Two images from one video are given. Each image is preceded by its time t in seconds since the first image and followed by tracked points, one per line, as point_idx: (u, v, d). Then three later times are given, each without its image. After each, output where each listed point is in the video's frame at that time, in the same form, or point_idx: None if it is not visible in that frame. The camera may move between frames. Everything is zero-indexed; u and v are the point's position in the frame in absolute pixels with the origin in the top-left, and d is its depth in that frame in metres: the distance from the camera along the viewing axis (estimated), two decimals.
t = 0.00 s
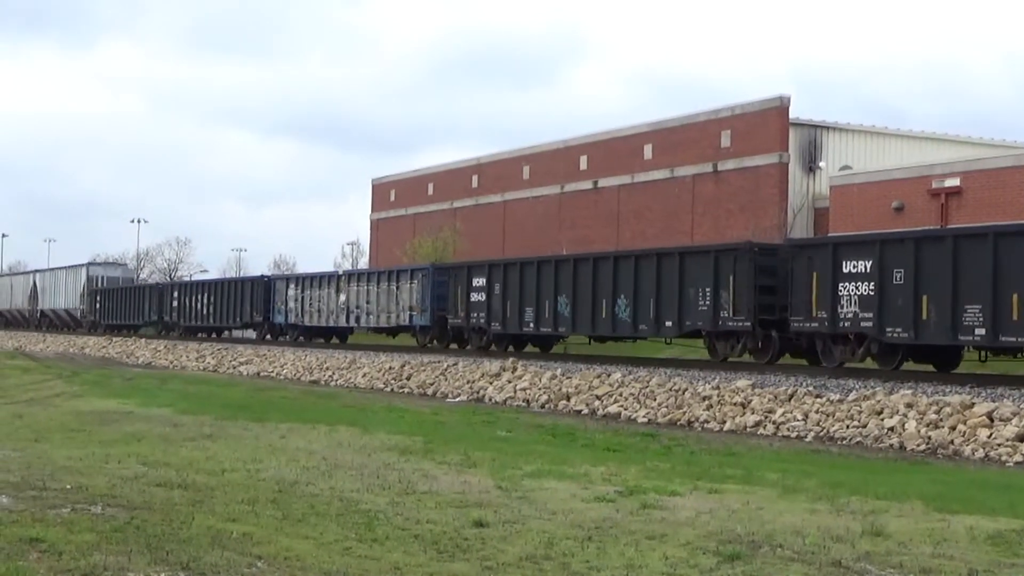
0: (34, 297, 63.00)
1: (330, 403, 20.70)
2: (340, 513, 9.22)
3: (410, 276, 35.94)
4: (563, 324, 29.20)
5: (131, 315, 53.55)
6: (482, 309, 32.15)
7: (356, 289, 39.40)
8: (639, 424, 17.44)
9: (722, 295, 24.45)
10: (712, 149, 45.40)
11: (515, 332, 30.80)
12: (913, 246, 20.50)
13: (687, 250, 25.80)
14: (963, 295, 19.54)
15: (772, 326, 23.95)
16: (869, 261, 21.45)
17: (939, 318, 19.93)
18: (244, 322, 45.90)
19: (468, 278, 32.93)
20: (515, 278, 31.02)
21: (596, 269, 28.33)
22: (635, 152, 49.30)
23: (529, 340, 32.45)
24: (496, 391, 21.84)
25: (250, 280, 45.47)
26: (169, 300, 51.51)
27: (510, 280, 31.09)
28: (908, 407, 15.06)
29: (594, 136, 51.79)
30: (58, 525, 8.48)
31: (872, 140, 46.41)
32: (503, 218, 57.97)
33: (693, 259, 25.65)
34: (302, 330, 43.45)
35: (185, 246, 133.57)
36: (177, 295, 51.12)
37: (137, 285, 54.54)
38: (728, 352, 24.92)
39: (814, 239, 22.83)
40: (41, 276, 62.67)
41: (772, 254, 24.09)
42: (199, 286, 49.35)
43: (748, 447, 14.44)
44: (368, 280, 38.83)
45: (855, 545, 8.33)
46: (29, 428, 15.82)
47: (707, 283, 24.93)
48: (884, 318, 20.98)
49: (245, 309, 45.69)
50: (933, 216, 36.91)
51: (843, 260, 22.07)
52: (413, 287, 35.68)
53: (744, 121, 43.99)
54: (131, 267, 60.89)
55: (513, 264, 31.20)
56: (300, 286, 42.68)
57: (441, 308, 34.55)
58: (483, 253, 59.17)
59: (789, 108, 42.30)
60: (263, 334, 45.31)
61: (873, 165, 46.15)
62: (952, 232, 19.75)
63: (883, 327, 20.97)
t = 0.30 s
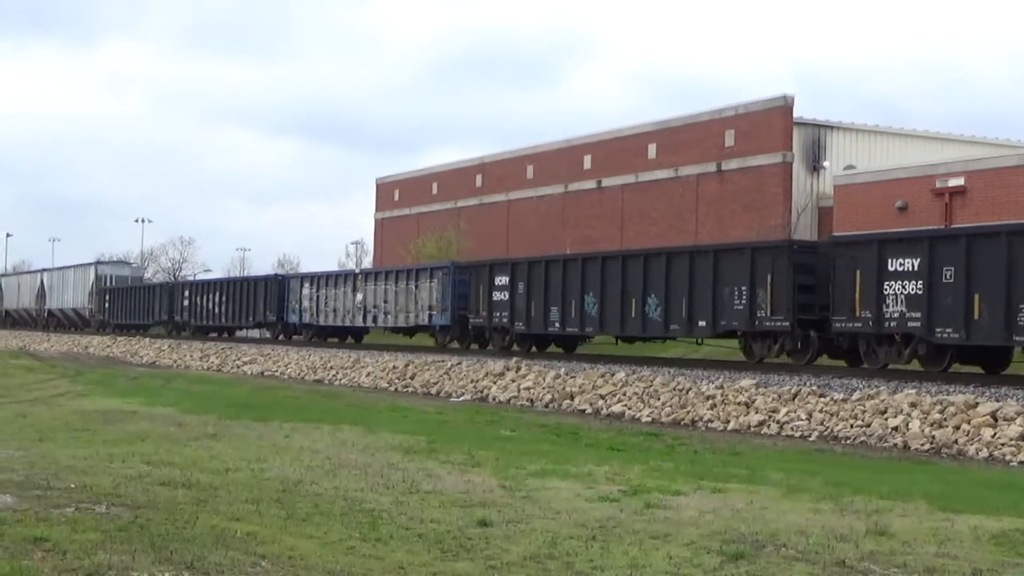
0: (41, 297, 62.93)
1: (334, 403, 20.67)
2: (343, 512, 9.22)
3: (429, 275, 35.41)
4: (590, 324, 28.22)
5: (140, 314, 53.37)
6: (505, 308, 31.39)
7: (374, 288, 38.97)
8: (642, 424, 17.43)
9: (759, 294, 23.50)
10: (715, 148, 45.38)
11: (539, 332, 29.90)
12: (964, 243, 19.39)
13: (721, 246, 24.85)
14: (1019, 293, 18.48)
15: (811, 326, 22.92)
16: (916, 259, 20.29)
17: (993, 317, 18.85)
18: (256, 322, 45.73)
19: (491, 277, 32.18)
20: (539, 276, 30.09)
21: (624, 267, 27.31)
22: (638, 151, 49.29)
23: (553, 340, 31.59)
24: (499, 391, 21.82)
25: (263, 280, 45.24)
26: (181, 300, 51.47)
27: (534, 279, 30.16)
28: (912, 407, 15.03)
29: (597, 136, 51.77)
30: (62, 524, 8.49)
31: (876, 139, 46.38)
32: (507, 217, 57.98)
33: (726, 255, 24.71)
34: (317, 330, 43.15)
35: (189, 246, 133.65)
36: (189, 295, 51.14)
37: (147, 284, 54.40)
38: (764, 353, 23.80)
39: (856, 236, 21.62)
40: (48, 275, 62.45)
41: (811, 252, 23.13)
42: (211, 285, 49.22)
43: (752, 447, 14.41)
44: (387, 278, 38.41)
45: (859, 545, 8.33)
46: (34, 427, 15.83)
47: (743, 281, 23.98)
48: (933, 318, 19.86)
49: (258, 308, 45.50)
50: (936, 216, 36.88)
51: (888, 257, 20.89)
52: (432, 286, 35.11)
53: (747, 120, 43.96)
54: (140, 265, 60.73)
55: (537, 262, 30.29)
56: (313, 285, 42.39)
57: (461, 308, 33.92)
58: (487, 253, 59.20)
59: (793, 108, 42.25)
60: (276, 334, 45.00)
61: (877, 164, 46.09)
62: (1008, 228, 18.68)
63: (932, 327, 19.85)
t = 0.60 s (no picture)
0: (47, 295, 62.87)
1: (335, 403, 20.64)
2: (346, 512, 9.21)
3: (448, 274, 35.02)
4: (617, 324, 27.66)
5: (149, 314, 53.30)
6: (526, 308, 30.84)
7: (391, 286, 38.58)
8: (645, 424, 17.43)
9: (796, 293, 22.90)
10: (718, 148, 45.33)
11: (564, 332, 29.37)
12: (1020, 240, 18.67)
13: (755, 244, 24.24)
14: None
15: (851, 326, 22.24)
16: (967, 257, 19.53)
17: None
18: (268, 322, 45.40)
19: (512, 275, 31.58)
20: (564, 274, 29.53)
21: (654, 265, 26.80)
22: (641, 151, 49.26)
23: (577, 340, 31.08)
24: (502, 391, 21.83)
25: (276, 279, 44.97)
26: (191, 298, 51.35)
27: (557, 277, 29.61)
28: (914, 407, 15.01)
29: (600, 135, 51.77)
30: (65, 523, 8.50)
31: (878, 139, 46.37)
32: (509, 217, 57.97)
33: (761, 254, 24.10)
34: (330, 329, 42.72)
35: (191, 246, 133.67)
36: (198, 294, 51.02)
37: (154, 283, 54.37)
38: (800, 355, 23.17)
39: (901, 233, 20.84)
40: (55, 275, 62.46)
41: (852, 250, 22.41)
42: (221, 284, 49.05)
43: (754, 447, 14.39)
44: (405, 277, 38.04)
45: (861, 545, 8.32)
46: (36, 426, 15.84)
47: (779, 280, 23.38)
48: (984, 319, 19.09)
49: (269, 308, 45.24)
50: (939, 216, 36.84)
51: (935, 255, 20.10)
52: (451, 285, 34.71)
53: (750, 120, 43.92)
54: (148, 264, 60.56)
55: (561, 260, 29.73)
56: (327, 284, 41.99)
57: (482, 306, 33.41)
58: (489, 252, 59.22)
59: (796, 107, 42.22)
60: (289, 334, 44.77)
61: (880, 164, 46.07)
62: None
63: (982, 328, 19.07)
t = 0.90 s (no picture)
0: (52, 294, 62.75)
1: (337, 402, 20.64)
2: (348, 510, 9.22)
3: (468, 272, 34.31)
4: (645, 324, 26.67)
5: (157, 314, 53.21)
6: (550, 307, 29.76)
7: (408, 285, 37.95)
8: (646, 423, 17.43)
9: (837, 292, 21.87)
10: (719, 147, 45.33)
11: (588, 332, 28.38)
12: None
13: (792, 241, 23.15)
14: None
15: (895, 326, 21.25)
16: (1019, 255, 18.58)
17: None
18: (280, 321, 44.59)
19: (535, 274, 30.54)
20: (589, 273, 28.51)
21: (684, 263, 25.78)
22: (642, 150, 49.28)
23: (600, 340, 30.06)
24: (503, 390, 21.85)
25: (288, 278, 44.32)
26: (199, 297, 51.11)
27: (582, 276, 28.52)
28: (916, 406, 15.00)
29: (601, 134, 51.80)
30: (67, 522, 8.50)
31: (881, 139, 46.36)
32: (511, 216, 57.97)
33: (799, 251, 23.02)
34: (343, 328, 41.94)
35: (193, 245, 133.74)
36: (207, 293, 50.70)
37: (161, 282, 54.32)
38: (840, 355, 22.21)
39: (948, 229, 19.84)
40: (61, 274, 62.44)
41: (894, 247, 21.36)
42: (230, 283, 48.59)
43: (757, 446, 14.37)
44: (422, 276, 37.44)
45: (862, 544, 8.32)
46: (37, 425, 15.81)
47: (818, 279, 22.34)
48: None
49: (280, 307, 44.64)
50: (940, 215, 36.84)
51: (985, 253, 19.14)
52: (472, 283, 33.96)
53: (751, 119, 43.93)
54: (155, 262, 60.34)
55: (585, 258, 28.72)
56: (341, 283, 41.24)
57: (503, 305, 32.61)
58: (490, 252, 59.27)
59: (798, 107, 42.23)
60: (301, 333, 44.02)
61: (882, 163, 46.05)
62: None
63: None
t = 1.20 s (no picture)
0: (59, 292, 62.45)
1: (340, 401, 20.62)
2: (352, 509, 9.23)
3: (489, 271, 33.47)
4: (677, 323, 25.72)
5: (167, 312, 52.73)
6: (575, 306, 28.80)
7: (426, 284, 37.05)
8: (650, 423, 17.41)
9: (880, 291, 20.77)
10: (723, 147, 45.28)
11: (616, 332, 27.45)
12: None
13: (832, 239, 22.03)
14: None
15: (941, 327, 20.23)
16: None
17: None
18: (293, 320, 43.53)
19: (559, 273, 29.66)
20: (617, 272, 27.59)
21: (717, 262, 24.79)
22: (646, 150, 49.22)
23: (628, 340, 29.10)
24: (507, 389, 21.86)
25: (301, 276, 43.49)
26: (210, 296, 50.49)
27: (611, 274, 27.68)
28: (920, 406, 14.97)
29: (604, 134, 51.76)
30: (70, 521, 8.50)
31: (883, 138, 46.31)
32: (514, 216, 57.91)
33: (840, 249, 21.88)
34: (359, 327, 41.02)
35: (197, 245, 133.88)
36: (217, 292, 49.98)
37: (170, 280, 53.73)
38: (883, 357, 21.14)
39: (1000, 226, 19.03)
40: (68, 271, 62.07)
41: (942, 244, 20.29)
42: (241, 282, 47.85)
43: (760, 446, 14.35)
44: (440, 274, 36.56)
45: (865, 544, 8.31)
46: (40, 424, 15.77)
47: (860, 278, 21.25)
48: None
49: (294, 305, 43.88)
50: (943, 214, 36.79)
51: None
52: (492, 282, 33.11)
53: (755, 118, 43.90)
54: (163, 260, 60.00)
55: (613, 256, 27.80)
56: (356, 281, 40.39)
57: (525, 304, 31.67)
58: (494, 251, 59.25)
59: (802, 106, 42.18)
60: (314, 333, 42.96)
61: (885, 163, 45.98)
62: None
63: None
